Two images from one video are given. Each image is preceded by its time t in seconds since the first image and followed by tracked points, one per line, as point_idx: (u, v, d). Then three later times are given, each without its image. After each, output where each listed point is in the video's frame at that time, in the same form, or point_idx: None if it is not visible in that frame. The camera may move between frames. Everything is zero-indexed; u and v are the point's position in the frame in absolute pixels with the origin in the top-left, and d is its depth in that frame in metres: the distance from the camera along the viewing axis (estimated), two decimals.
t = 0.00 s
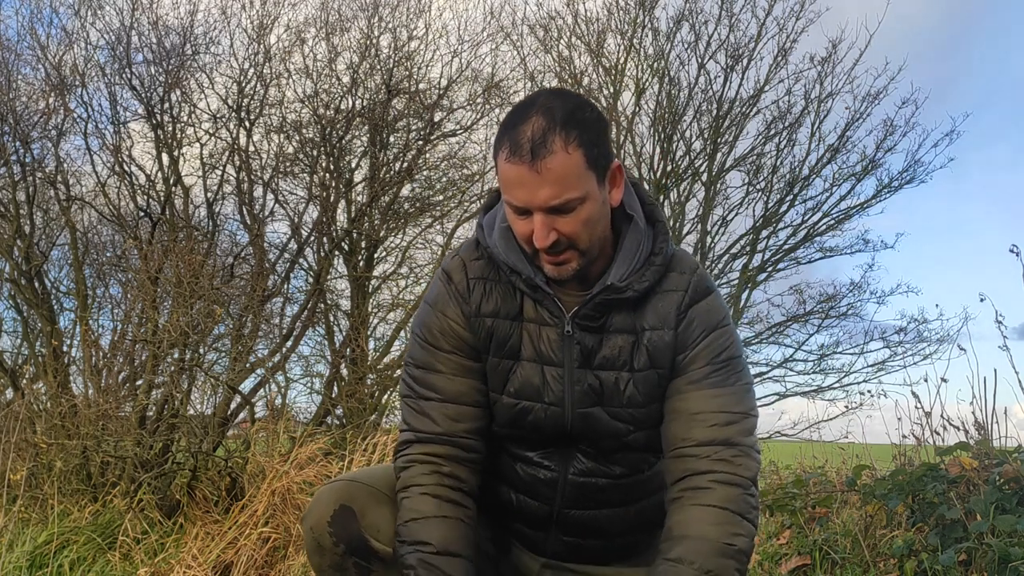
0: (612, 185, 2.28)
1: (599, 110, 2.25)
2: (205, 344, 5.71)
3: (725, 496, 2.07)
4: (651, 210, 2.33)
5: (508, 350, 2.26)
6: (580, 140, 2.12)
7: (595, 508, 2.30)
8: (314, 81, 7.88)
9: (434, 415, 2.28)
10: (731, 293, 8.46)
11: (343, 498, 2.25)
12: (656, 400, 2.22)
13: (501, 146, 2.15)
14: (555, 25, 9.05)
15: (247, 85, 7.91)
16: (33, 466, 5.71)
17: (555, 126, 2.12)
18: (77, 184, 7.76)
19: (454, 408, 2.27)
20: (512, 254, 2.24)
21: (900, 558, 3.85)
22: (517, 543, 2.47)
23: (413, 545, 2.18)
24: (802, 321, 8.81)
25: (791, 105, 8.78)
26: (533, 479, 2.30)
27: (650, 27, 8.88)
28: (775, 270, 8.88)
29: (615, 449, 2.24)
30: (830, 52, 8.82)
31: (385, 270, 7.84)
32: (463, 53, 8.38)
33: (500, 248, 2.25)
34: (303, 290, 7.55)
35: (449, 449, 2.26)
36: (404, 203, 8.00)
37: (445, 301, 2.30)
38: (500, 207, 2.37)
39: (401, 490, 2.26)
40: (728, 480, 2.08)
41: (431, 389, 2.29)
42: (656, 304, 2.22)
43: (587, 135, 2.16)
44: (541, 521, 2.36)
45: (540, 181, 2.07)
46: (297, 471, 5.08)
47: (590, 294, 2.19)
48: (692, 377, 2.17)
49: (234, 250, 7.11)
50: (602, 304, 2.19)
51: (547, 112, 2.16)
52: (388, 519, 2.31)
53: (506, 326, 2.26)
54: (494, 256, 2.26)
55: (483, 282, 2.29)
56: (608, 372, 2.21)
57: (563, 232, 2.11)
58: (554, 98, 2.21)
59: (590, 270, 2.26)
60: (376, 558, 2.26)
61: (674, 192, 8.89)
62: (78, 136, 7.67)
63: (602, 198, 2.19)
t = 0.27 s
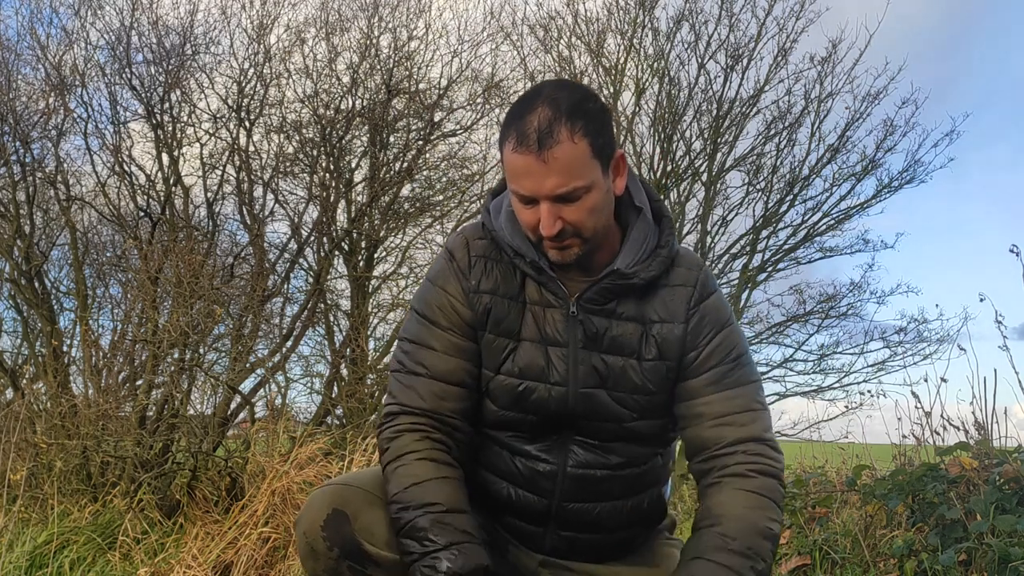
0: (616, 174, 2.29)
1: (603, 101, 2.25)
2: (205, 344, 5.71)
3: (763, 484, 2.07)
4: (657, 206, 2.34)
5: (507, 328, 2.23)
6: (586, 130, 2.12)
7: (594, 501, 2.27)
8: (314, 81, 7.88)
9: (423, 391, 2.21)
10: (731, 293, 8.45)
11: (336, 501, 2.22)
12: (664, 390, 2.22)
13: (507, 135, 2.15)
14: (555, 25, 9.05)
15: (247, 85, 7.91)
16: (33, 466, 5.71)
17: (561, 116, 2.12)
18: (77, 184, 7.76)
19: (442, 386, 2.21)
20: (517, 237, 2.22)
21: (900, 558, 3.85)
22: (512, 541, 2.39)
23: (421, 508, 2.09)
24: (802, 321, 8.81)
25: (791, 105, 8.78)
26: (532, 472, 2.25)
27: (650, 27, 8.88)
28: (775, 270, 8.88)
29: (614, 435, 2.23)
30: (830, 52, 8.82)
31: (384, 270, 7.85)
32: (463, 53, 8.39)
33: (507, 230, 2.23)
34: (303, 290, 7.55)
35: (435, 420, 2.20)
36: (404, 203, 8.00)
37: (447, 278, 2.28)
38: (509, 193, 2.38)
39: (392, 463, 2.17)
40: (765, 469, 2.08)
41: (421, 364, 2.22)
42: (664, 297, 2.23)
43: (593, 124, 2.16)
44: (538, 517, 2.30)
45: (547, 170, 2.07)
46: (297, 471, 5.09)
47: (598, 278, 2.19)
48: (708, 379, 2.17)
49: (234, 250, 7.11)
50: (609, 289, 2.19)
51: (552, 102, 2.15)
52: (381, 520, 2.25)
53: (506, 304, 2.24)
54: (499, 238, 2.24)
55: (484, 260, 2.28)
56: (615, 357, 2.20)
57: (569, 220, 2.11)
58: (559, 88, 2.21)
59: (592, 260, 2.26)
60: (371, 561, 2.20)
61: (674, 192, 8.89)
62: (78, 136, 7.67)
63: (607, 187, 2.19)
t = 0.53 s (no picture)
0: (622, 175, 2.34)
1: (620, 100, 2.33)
2: (205, 344, 5.71)
3: (800, 450, 2.05)
4: (657, 206, 2.39)
5: (509, 327, 2.22)
6: (617, 124, 2.18)
7: (595, 499, 2.27)
8: (314, 81, 7.88)
9: (425, 392, 2.19)
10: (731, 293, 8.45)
11: (335, 499, 2.21)
12: (670, 385, 2.24)
13: (541, 126, 2.16)
14: (555, 25, 9.05)
15: (247, 85, 7.91)
16: (33, 466, 5.70)
17: (596, 108, 2.16)
18: (77, 184, 7.76)
19: (441, 387, 2.20)
20: (522, 238, 2.28)
21: (900, 558, 3.84)
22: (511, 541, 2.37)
23: (430, 494, 2.06)
24: (802, 321, 8.81)
25: (791, 105, 8.78)
26: (533, 470, 2.23)
27: (650, 27, 8.88)
28: (775, 270, 8.88)
29: (616, 433, 2.23)
30: (830, 52, 8.81)
31: (385, 270, 7.85)
32: (463, 53, 8.39)
33: (513, 232, 2.30)
34: (303, 290, 7.55)
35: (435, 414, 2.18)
36: (404, 203, 8.00)
37: (450, 279, 2.27)
38: (511, 197, 2.41)
39: (394, 456, 2.14)
40: (798, 435, 2.07)
41: (422, 365, 2.21)
42: (669, 293, 2.26)
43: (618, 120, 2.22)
44: (538, 515, 2.29)
45: (586, 160, 2.11)
46: (297, 471, 5.08)
47: (604, 278, 2.22)
48: (722, 366, 2.18)
49: (234, 250, 7.11)
50: (614, 289, 2.22)
51: (582, 94, 2.19)
52: (380, 517, 2.25)
53: (508, 304, 2.24)
54: (505, 239, 2.29)
55: (488, 261, 2.29)
56: (621, 355, 2.20)
57: (602, 211, 2.15)
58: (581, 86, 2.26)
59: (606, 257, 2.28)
60: (371, 559, 2.17)
61: (674, 192, 8.89)
62: (78, 136, 7.68)
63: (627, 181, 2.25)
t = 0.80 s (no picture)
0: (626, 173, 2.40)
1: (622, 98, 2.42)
2: (205, 344, 5.71)
3: (824, 440, 2.05)
4: (659, 206, 2.41)
5: (511, 322, 2.22)
6: (618, 109, 2.26)
7: (596, 498, 2.27)
8: (314, 81, 7.88)
9: (426, 385, 2.19)
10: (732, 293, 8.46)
11: (338, 493, 2.21)
12: (674, 381, 2.24)
13: (543, 109, 2.25)
14: (555, 25, 9.05)
15: (247, 85, 7.90)
16: (32, 466, 5.70)
17: (599, 89, 2.25)
18: (77, 184, 7.76)
19: (444, 382, 2.19)
20: (528, 232, 2.29)
21: (900, 558, 3.84)
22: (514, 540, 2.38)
23: (447, 493, 2.08)
24: (802, 321, 8.81)
25: (791, 105, 8.77)
26: (533, 468, 2.24)
27: (650, 27, 8.88)
28: (775, 270, 8.87)
29: (617, 430, 2.23)
30: (830, 52, 8.80)
31: (385, 270, 7.86)
32: (463, 53, 8.39)
33: (518, 227, 2.31)
34: (303, 290, 7.55)
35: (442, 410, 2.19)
36: (404, 203, 8.00)
37: (454, 275, 2.27)
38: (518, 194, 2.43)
39: (405, 453, 2.14)
40: (820, 425, 2.07)
41: (423, 361, 2.21)
42: (674, 286, 2.28)
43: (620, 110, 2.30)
44: (539, 514, 2.29)
45: (588, 130, 2.17)
46: (297, 471, 5.09)
47: (606, 274, 2.22)
48: (737, 360, 2.19)
49: (234, 250, 7.11)
50: (617, 285, 2.22)
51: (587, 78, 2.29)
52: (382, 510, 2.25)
53: (510, 299, 2.23)
54: (511, 234, 2.30)
55: (491, 257, 2.29)
56: (626, 350, 2.20)
57: (602, 186, 2.18)
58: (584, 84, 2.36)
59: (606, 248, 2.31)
60: (372, 552, 2.17)
61: (674, 192, 8.89)
62: (78, 136, 7.68)
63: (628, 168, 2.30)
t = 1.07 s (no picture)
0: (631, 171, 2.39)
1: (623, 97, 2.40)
2: (205, 344, 5.71)
3: (821, 442, 2.13)
4: (666, 205, 2.40)
5: (519, 321, 2.21)
6: (618, 107, 2.25)
7: (600, 497, 2.27)
8: (314, 81, 7.88)
9: (431, 383, 2.19)
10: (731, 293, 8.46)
11: (340, 489, 2.23)
12: (683, 379, 2.24)
13: (542, 112, 2.25)
14: (555, 25, 9.05)
15: (247, 85, 7.90)
16: (32, 466, 5.70)
17: (596, 90, 2.24)
18: (77, 184, 7.76)
19: (446, 381, 2.19)
20: (535, 232, 2.28)
21: (900, 558, 3.85)
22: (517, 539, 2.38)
23: (436, 486, 2.07)
24: (802, 321, 8.80)
25: (791, 105, 8.77)
26: (538, 466, 2.24)
27: (650, 27, 8.88)
28: (775, 270, 8.88)
29: (622, 429, 2.23)
30: (830, 51, 8.80)
31: (385, 270, 7.86)
32: (463, 53, 8.39)
33: (526, 227, 2.30)
34: (303, 290, 7.55)
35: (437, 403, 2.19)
36: (404, 203, 8.00)
37: (461, 274, 2.27)
38: (525, 195, 2.42)
39: (400, 446, 2.15)
40: (819, 428, 2.15)
41: (429, 359, 2.21)
42: (682, 286, 2.28)
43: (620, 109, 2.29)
44: (543, 512, 2.29)
45: (585, 130, 2.17)
46: (297, 471, 5.08)
47: (615, 272, 2.22)
48: (747, 361, 2.23)
49: (234, 250, 7.11)
50: (625, 283, 2.22)
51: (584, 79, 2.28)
52: (385, 505, 2.25)
53: (517, 298, 2.23)
54: (518, 234, 2.30)
55: (499, 257, 2.28)
56: (634, 348, 2.20)
57: (602, 185, 2.18)
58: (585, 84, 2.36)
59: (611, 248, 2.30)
60: (374, 548, 2.19)
61: (674, 192, 8.88)
62: (78, 136, 7.68)
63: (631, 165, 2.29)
